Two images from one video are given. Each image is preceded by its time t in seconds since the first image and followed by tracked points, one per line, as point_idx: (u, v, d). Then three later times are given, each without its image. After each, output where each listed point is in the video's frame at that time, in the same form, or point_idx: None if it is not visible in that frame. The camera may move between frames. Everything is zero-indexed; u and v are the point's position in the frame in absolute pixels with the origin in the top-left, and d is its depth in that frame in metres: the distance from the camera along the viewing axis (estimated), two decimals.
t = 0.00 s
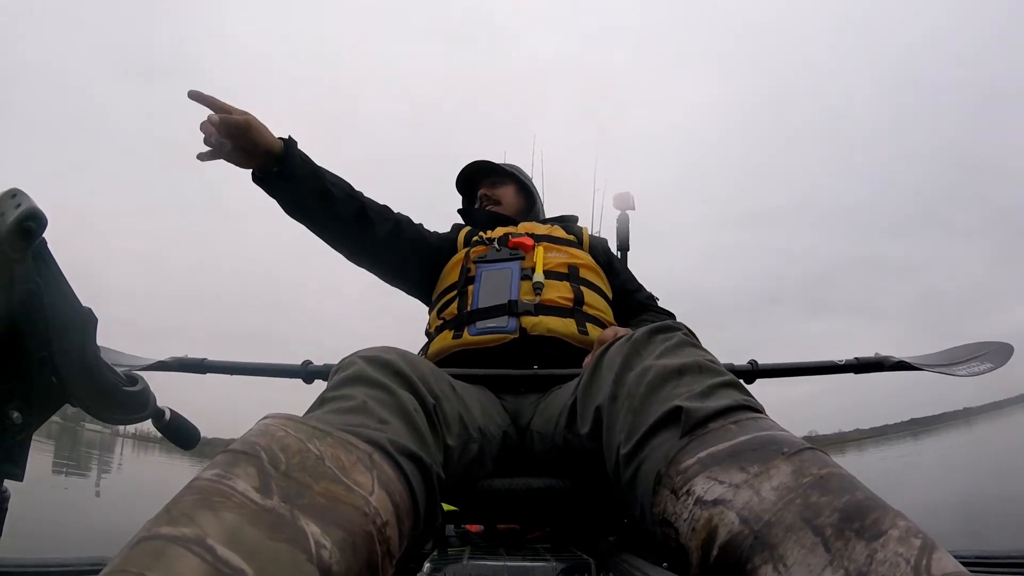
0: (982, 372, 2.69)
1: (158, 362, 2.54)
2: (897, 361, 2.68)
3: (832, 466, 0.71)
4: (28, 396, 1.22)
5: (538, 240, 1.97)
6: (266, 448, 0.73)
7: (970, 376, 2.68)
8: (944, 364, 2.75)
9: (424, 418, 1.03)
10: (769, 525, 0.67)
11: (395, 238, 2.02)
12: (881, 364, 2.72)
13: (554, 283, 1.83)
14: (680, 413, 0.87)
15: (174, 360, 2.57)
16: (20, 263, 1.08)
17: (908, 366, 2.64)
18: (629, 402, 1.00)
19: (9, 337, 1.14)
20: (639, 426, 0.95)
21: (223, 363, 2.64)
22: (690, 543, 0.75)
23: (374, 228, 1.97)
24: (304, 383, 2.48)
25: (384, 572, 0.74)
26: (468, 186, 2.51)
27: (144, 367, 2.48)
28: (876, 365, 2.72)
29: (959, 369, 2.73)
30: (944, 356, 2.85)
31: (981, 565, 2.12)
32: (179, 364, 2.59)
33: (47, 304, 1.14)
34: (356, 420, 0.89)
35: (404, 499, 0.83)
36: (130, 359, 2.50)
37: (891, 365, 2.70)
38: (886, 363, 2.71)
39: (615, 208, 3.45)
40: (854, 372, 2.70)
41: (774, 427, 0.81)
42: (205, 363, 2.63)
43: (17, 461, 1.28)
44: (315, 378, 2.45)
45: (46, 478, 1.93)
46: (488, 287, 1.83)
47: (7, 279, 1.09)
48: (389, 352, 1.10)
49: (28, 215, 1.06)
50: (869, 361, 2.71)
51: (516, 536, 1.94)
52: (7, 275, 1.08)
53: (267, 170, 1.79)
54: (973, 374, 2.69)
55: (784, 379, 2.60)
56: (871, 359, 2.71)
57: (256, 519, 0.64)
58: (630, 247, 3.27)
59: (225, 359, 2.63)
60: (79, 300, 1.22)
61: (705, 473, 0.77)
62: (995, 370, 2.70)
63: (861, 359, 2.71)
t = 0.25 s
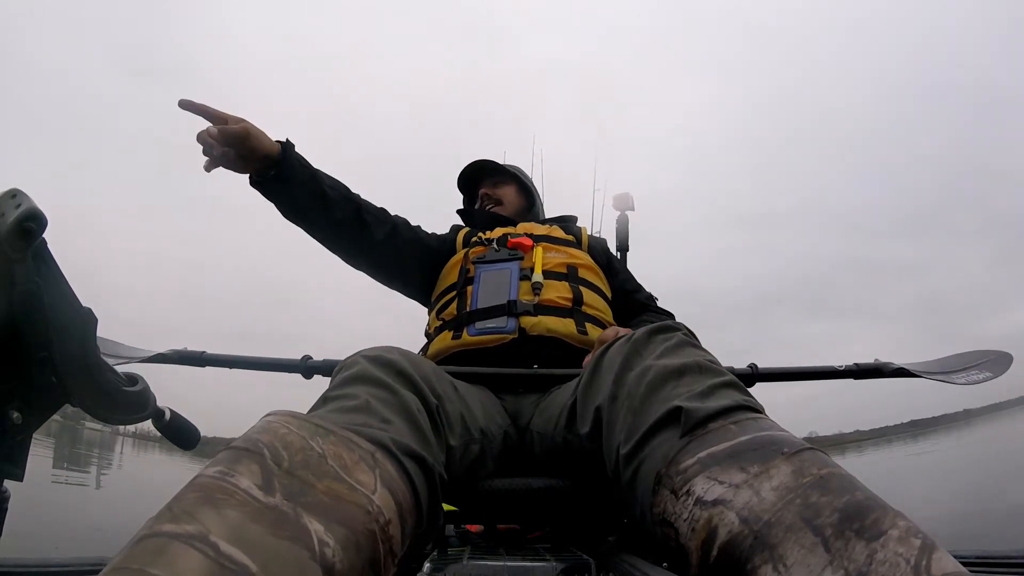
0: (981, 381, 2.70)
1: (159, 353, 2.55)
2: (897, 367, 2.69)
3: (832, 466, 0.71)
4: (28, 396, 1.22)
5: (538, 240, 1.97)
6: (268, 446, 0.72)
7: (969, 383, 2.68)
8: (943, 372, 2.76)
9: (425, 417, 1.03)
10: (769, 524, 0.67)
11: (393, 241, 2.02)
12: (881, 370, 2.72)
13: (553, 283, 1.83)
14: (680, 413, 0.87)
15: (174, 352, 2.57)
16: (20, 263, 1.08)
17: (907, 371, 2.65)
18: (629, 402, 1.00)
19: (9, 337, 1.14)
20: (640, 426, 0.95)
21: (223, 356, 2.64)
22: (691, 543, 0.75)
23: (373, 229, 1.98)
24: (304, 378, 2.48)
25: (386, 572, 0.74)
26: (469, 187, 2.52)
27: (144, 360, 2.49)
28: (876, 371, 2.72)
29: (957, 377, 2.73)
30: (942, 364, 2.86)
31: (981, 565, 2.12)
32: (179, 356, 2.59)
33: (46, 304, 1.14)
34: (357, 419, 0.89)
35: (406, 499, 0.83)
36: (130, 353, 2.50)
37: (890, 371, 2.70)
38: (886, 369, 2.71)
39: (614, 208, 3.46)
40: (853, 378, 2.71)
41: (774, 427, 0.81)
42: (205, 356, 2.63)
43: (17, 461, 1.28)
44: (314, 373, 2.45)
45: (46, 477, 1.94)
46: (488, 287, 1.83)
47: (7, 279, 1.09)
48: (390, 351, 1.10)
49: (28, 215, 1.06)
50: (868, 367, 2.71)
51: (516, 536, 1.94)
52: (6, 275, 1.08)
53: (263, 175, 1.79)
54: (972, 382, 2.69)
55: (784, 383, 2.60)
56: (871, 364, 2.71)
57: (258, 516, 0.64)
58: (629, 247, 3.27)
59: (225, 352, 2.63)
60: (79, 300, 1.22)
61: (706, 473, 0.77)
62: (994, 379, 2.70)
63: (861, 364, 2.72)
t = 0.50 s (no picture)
0: (978, 373, 2.69)
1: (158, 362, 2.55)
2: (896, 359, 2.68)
3: (832, 466, 0.71)
4: (28, 396, 1.22)
5: (538, 240, 1.97)
6: (268, 449, 0.73)
7: (966, 376, 2.68)
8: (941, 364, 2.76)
9: (425, 418, 1.03)
10: (769, 525, 0.67)
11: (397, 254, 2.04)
12: (880, 365, 2.72)
13: (553, 283, 1.83)
14: (680, 413, 0.87)
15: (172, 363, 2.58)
16: (20, 263, 1.08)
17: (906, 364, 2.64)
18: (629, 402, 1.00)
19: (9, 338, 1.14)
20: (640, 426, 0.95)
21: (222, 365, 2.64)
22: (691, 544, 0.75)
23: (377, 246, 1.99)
24: (303, 384, 2.48)
25: (387, 572, 0.74)
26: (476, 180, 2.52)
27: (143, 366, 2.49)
28: (874, 364, 2.72)
29: (955, 368, 2.73)
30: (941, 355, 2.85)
31: (981, 565, 2.12)
32: (177, 363, 2.59)
33: (46, 304, 1.14)
34: (357, 419, 0.89)
35: (406, 500, 0.83)
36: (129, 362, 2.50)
37: (888, 365, 2.70)
38: (885, 363, 2.71)
39: (614, 208, 3.46)
40: (853, 373, 2.71)
41: (774, 427, 0.81)
42: (204, 365, 2.63)
43: (17, 461, 1.27)
44: (314, 378, 2.45)
45: (46, 477, 1.94)
46: (488, 287, 1.83)
47: (7, 279, 1.09)
48: (390, 352, 1.10)
49: (28, 214, 1.06)
50: (866, 360, 2.71)
51: (516, 535, 1.94)
52: (6, 275, 1.08)
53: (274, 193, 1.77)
54: (970, 375, 2.69)
55: (785, 378, 2.60)
56: (870, 358, 2.71)
57: (258, 518, 0.64)
58: (630, 247, 3.27)
59: (223, 362, 2.63)
60: (79, 300, 1.22)
61: (705, 473, 0.77)
62: (991, 371, 2.69)
63: (860, 359, 2.71)
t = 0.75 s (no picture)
0: (979, 376, 2.69)
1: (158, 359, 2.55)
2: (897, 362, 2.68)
3: (832, 466, 0.71)
4: (28, 395, 1.22)
5: (535, 241, 1.98)
6: (270, 453, 0.73)
7: (967, 378, 2.68)
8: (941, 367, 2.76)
9: (425, 419, 1.03)
10: (769, 525, 0.67)
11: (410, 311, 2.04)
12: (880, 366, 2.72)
13: (550, 283, 1.83)
14: (679, 413, 0.87)
15: (173, 356, 2.58)
16: (20, 263, 1.08)
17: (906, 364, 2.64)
18: (628, 402, 1.00)
19: (8, 338, 1.14)
20: (639, 426, 0.95)
21: (222, 360, 2.64)
22: (690, 544, 0.75)
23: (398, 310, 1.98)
24: (303, 380, 2.48)
25: (389, 573, 0.74)
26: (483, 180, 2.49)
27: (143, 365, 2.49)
28: (875, 366, 2.72)
29: (956, 371, 2.72)
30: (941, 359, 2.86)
31: (981, 565, 2.13)
32: (176, 359, 2.59)
33: (46, 304, 1.14)
34: (357, 421, 0.89)
35: (407, 501, 0.83)
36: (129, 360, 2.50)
37: (889, 366, 2.70)
38: (885, 364, 2.71)
39: (614, 208, 3.46)
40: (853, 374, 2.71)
41: (773, 427, 0.81)
42: (204, 361, 2.63)
43: (17, 461, 1.27)
44: (314, 374, 2.45)
45: (47, 479, 1.93)
46: (486, 288, 1.83)
47: (7, 279, 1.09)
48: (390, 353, 1.10)
49: (28, 214, 1.06)
50: (866, 363, 2.71)
51: (516, 535, 1.94)
52: (6, 275, 1.08)
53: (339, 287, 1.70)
54: (970, 378, 2.69)
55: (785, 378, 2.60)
56: (870, 359, 2.71)
57: (260, 523, 0.64)
58: (629, 247, 3.27)
59: (224, 358, 2.63)
60: (79, 300, 1.22)
61: (705, 473, 0.77)
62: (992, 374, 2.69)
63: (861, 360, 2.71)
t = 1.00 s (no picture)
0: (978, 358, 2.69)
1: (156, 369, 2.55)
2: (894, 350, 2.68)
3: (831, 464, 0.71)
4: (28, 395, 1.22)
5: (535, 242, 1.98)
6: (273, 453, 0.73)
7: (965, 361, 2.69)
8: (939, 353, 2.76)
9: (426, 419, 1.03)
10: (767, 524, 0.67)
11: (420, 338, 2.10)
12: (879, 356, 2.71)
13: (551, 284, 1.83)
14: (679, 412, 0.87)
15: (169, 372, 2.58)
16: (20, 263, 1.08)
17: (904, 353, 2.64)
18: (628, 401, 1.00)
19: (9, 337, 1.14)
20: (639, 426, 0.95)
21: (221, 371, 2.64)
22: (689, 543, 0.75)
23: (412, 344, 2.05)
24: (303, 387, 2.48)
25: (391, 573, 0.74)
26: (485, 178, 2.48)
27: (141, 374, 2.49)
28: (871, 355, 2.72)
29: (955, 355, 2.73)
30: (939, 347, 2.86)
31: (981, 565, 2.13)
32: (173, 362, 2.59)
33: (46, 303, 1.14)
34: (359, 421, 0.89)
35: (409, 500, 0.83)
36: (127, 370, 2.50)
37: (886, 355, 2.70)
38: (883, 352, 2.70)
39: (614, 208, 3.46)
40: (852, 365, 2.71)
41: (773, 426, 0.81)
42: (203, 370, 2.63)
43: (17, 460, 1.27)
44: (314, 381, 2.44)
45: (47, 481, 1.93)
46: (486, 289, 1.83)
47: (7, 279, 1.09)
48: (392, 354, 1.10)
49: (28, 213, 1.06)
50: (865, 351, 2.71)
51: (516, 535, 1.94)
52: (6, 275, 1.08)
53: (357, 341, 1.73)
54: (969, 360, 2.69)
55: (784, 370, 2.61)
56: (868, 348, 2.71)
57: (262, 523, 0.64)
58: (629, 247, 3.27)
59: (222, 368, 2.63)
60: (79, 300, 1.21)
61: (704, 472, 0.77)
62: (991, 356, 2.70)
63: (859, 350, 2.71)
